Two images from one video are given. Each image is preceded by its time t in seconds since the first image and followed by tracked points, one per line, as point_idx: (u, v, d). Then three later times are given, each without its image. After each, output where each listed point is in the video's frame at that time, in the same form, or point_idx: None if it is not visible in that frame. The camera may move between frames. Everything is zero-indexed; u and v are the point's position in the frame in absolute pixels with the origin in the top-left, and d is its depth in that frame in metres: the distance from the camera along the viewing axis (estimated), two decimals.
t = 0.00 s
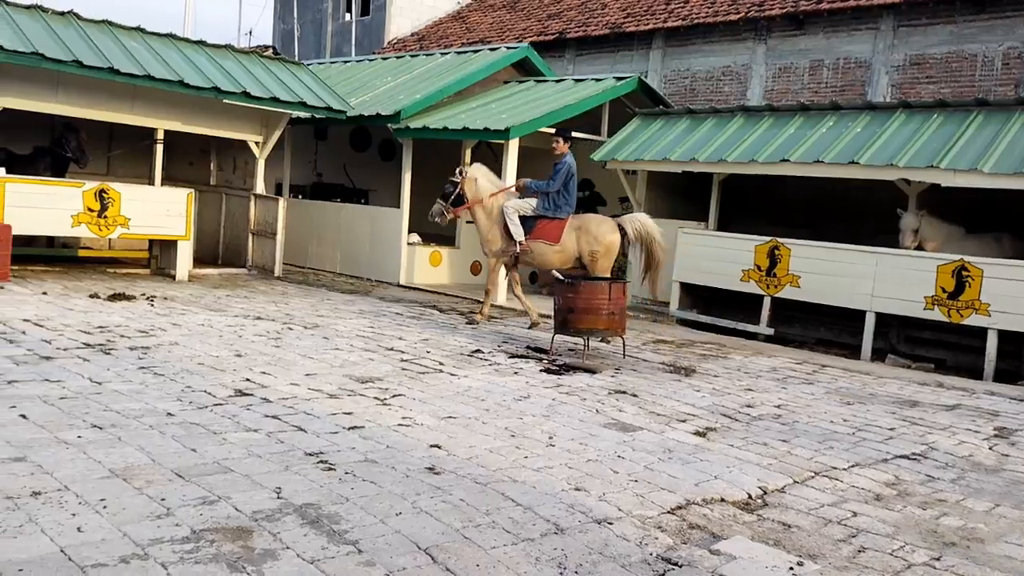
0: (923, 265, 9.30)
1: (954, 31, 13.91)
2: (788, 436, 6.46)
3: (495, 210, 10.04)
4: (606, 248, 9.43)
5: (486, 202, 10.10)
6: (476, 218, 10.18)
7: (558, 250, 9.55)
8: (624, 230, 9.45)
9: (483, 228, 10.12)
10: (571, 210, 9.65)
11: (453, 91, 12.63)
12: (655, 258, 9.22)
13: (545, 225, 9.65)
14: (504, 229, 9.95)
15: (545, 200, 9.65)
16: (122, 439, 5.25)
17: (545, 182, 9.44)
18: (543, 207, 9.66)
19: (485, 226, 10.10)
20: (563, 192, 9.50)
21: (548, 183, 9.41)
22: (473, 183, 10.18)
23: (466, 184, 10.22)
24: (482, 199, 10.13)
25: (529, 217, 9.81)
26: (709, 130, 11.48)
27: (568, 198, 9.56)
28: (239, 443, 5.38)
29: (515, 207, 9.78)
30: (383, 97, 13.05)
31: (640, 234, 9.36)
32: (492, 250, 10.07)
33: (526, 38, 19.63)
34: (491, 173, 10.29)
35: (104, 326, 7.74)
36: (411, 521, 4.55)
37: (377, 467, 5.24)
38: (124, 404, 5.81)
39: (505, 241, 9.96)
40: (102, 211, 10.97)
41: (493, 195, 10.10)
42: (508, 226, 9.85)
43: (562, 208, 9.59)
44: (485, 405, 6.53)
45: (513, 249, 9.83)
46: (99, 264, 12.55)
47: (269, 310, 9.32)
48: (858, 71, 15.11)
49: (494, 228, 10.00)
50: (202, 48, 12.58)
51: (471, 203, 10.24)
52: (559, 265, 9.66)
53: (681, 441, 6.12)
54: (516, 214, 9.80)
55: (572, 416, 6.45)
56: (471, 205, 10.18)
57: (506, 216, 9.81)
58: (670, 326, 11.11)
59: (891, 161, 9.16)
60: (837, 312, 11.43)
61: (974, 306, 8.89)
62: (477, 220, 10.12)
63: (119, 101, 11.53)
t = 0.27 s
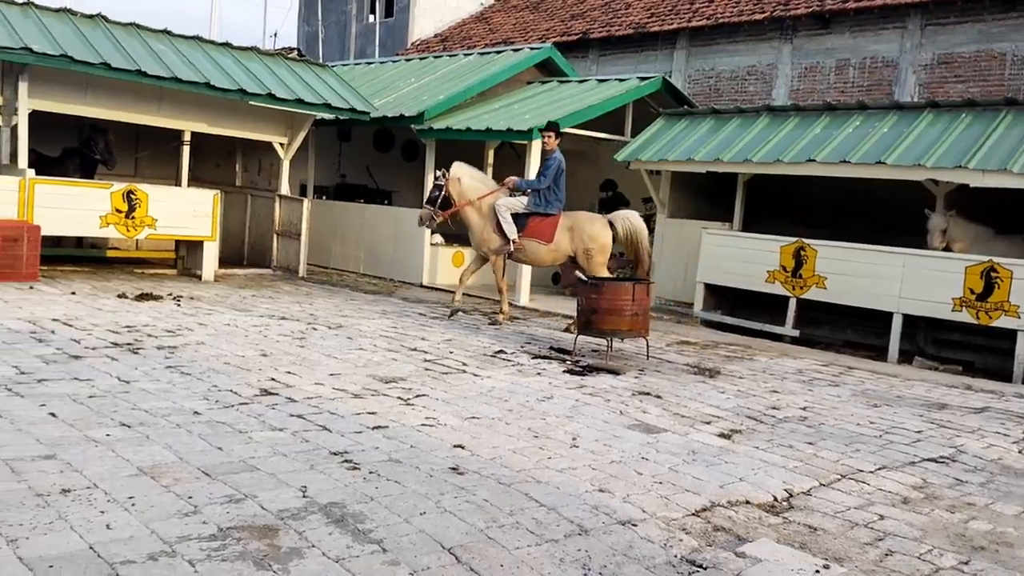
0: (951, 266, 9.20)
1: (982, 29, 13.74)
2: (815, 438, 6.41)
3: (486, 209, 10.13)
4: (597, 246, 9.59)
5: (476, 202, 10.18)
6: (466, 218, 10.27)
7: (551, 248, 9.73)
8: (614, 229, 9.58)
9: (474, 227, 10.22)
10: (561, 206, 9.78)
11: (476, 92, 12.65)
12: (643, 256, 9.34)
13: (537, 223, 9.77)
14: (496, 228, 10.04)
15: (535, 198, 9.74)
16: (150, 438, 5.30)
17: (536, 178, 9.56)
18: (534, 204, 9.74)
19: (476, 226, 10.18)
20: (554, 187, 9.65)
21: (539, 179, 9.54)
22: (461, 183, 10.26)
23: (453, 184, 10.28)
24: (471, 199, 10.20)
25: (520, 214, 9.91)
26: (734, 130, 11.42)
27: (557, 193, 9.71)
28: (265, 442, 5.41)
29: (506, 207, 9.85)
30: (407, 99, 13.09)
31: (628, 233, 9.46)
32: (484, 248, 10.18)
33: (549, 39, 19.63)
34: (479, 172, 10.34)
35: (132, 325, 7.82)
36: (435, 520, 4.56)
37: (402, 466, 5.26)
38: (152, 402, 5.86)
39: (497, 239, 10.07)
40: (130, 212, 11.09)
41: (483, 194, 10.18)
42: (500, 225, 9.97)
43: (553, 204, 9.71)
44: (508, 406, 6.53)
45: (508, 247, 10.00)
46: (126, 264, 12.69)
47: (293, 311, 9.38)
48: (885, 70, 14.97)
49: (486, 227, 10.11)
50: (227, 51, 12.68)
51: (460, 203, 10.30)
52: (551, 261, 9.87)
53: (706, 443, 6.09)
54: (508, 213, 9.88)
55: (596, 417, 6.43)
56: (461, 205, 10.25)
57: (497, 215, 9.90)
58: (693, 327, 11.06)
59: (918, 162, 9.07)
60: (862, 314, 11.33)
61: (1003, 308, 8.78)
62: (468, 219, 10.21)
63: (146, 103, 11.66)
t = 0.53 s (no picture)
0: (980, 267, 9.08)
1: (1012, 27, 13.56)
2: (841, 441, 6.35)
3: (480, 206, 10.02)
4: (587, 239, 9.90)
5: (471, 197, 10.04)
6: (459, 213, 10.12)
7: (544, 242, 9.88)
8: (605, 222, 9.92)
9: (466, 223, 10.09)
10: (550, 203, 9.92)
11: (500, 92, 12.67)
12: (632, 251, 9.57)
13: (530, 219, 9.86)
14: (492, 225, 9.96)
15: (527, 195, 9.82)
16: (177, 437, 5.36)
17: (528, 176, 9.64)
18: (527, 201, 9.82)
19: (469, 221, 10.06)
20: (546, 185, 9.76)
21: (531, 177, 9.63)
22: (455, 176, 10.13)
23: (450, 178, 10.14)
24: (466, 194, 10.04)
25: (513, 211, 9.91)
26: (759, 130, 11.35)
27: (548, 191, 9.83)
28: (291, 442, 5.45)
29: (502, 203, 9.80)
30: (431, 100, 13.12)
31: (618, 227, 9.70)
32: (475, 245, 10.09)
33: (573, 39, 19.60)
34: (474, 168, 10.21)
35: (160, 325, 7.90)
36: (459, 521, 4.57)
37: (426, 467, 5.27)
38: (179, 402, 5.92)
39: (490, 236, 10.00)
40: (157, 213, 11.21)
41: (478, 190, 10.05)
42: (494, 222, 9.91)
43: (544, 201, 9.84)
44: (531, 407, 6.53)
45: (500, 243, 9.96)
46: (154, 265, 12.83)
47: (317, 311, 9.43)
48: (912, 69, 14.81)
49: (480, 223, 10.00)
50: (253, 53, 12.79)
51: (454, 198, 10.14)
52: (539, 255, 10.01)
53: (731, 445, 6.05)
54: (503, 210, 9.85)
55: (620, 419, 6.41)
56: (455, 200, 10.08)
57: (494, 212, 9.82)
58: (717, 329, 11.00)
59: (947, 162, 8.96)
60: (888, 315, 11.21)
61: None
62: (461, 214, 10.06)
63: (174, 105, 11.78)
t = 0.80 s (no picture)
0: (1004, 268, 8.98)
1: None
2: (864, 443, 6.30)
3: (471, 204, 10.10)
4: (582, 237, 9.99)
5: (461, 195, 10.10)
6: (449, 212, 10.17)
7: (538, 241, 9.90)
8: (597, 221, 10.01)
9: (456, 222, 10.14)
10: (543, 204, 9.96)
11: (520, 93, 12.68)
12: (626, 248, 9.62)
13: (522, 218, 9.90)
14: (482, 223, 10.04)
15: (520, 195, 9.88)
16: (199, 435, 5.40)
17: (521, 176, 9.76)
18: (520, 201, 9.86)
19: (460, 220, 10.12)
20: (538, 185, 9.86)
21: (524, 176, 9.74)
22: (446, 176, 10.13)
23: (439, 177, 10.14)
24: (456, 193, 10.11)
25: (506, 210, 9.95)
26: (781, 130, 11.28)
27: (541, 191, 9.91)
28: (312, 441, 5.47)
29: (494, 201, 9.89)
30: (451, 101, 13.14)
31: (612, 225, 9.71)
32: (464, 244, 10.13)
33: (593, 39, 19.58)
34: (464, 167, 10.27)
35: (182, 325, 7.95)
36: (479, 521, 4.57)
37: (446, 467, 5.28)
38: (201, 401, 5.96)
39: (481, 234, 10.07)
40: (180, 214, 11.29)
41: (469, 188, 10.12)
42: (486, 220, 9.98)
43: (537, 201, 9.89)
44: (551, 407, 6.53)
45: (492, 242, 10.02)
46: (176, 266, 12.93)
47: (337, 311, 9.48)
48: (936, 68, 14.67)
49: (471, 222, 10.07)
50: (275, 54, 12.87)
51: (444, 196, 10.18)
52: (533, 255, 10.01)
53: (752, 447, 6.02)
54: (495, 208, 9.90)
55: (640, 420, 6.39)
56: (446, 198, 10.13)
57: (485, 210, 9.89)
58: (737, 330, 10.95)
59: (971, 162, 8.87)
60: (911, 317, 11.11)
61: None
62: (452, 213, 10.12)
63: (196, 106, 11.88)
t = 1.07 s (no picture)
0: None
1: None
2: (890, 445, 6.23)
3: (463, 201, 10.08)
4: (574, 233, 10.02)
5: (453, 192, 10.08)
6: (441, 209, 10.13)
7: (531, 238, 9.95)
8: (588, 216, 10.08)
9: (448, 219, 10.12)
10: (531, 199, 10.00)
11: (543, 93, 12.68)
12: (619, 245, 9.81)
13: (513, 214, 9.97)
14: (474, 220, 10.03)
15: (509, 190, 9.94)
16: (224, 434, 5.43)
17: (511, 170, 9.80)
18: (510, 196, 9.92)
19: (452, 217, 10.09)
20: (527, 179, 9.91)
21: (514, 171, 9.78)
22: (438, 172, 10.12)
23: (431, 175, 10.12)
24: (448, 190, 10.08)
25: (496, 207, 10.01)
26: (805, 129, 11.19)
27: (530, 186, 9.96)
28: (335, 441, 5.49)
29: (484, 199, 9.91)
30: (473, 101, 13.16)
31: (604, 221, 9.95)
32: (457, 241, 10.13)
33: (616, 39, 19.53)
34: (455, 163, 10.24)
35: (207, 325, 8.02)
36: (501, 521, 4.57)
37: (468, 467, 5.28)
38: (226, 400, 6.00)
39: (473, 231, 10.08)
40: (205, 215, 11.39)
41: (461, 185, 10.10)
42: (477, 217, 9.99)
43: (525, 196, 9.94)
44: (573, 408, 6.51)
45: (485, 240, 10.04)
46: (202, 265, 13.05)
47: (360, 311, 9.52)
48: (963, 67, 14.49)
49: (463, 219, 10.06)
50: (299, 56, 12.95)
51: (436, 193, 10.15)
52: (527, 251, 10.08)
53: (777, 449, 5.97)
54: (486, 205, 9.93)
55: (663, 421, 6.36)
56: (437, 196, 10.10)
57: (477, 208, 9.90)
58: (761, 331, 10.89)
59: (999, 161, 8.75)
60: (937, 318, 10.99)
61: None
62: (444, 210, 10.08)
63: (222, 108, 11.98)
